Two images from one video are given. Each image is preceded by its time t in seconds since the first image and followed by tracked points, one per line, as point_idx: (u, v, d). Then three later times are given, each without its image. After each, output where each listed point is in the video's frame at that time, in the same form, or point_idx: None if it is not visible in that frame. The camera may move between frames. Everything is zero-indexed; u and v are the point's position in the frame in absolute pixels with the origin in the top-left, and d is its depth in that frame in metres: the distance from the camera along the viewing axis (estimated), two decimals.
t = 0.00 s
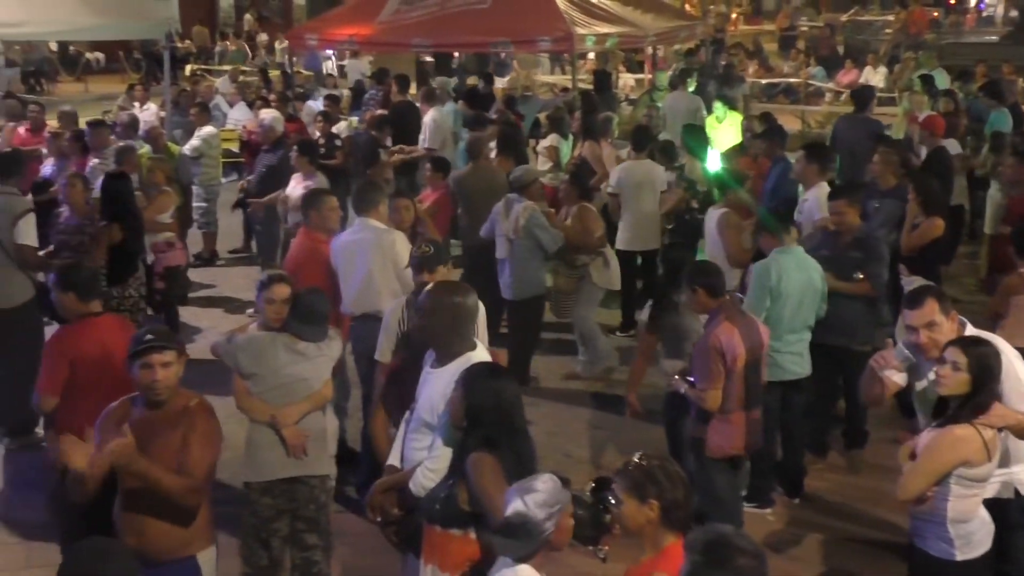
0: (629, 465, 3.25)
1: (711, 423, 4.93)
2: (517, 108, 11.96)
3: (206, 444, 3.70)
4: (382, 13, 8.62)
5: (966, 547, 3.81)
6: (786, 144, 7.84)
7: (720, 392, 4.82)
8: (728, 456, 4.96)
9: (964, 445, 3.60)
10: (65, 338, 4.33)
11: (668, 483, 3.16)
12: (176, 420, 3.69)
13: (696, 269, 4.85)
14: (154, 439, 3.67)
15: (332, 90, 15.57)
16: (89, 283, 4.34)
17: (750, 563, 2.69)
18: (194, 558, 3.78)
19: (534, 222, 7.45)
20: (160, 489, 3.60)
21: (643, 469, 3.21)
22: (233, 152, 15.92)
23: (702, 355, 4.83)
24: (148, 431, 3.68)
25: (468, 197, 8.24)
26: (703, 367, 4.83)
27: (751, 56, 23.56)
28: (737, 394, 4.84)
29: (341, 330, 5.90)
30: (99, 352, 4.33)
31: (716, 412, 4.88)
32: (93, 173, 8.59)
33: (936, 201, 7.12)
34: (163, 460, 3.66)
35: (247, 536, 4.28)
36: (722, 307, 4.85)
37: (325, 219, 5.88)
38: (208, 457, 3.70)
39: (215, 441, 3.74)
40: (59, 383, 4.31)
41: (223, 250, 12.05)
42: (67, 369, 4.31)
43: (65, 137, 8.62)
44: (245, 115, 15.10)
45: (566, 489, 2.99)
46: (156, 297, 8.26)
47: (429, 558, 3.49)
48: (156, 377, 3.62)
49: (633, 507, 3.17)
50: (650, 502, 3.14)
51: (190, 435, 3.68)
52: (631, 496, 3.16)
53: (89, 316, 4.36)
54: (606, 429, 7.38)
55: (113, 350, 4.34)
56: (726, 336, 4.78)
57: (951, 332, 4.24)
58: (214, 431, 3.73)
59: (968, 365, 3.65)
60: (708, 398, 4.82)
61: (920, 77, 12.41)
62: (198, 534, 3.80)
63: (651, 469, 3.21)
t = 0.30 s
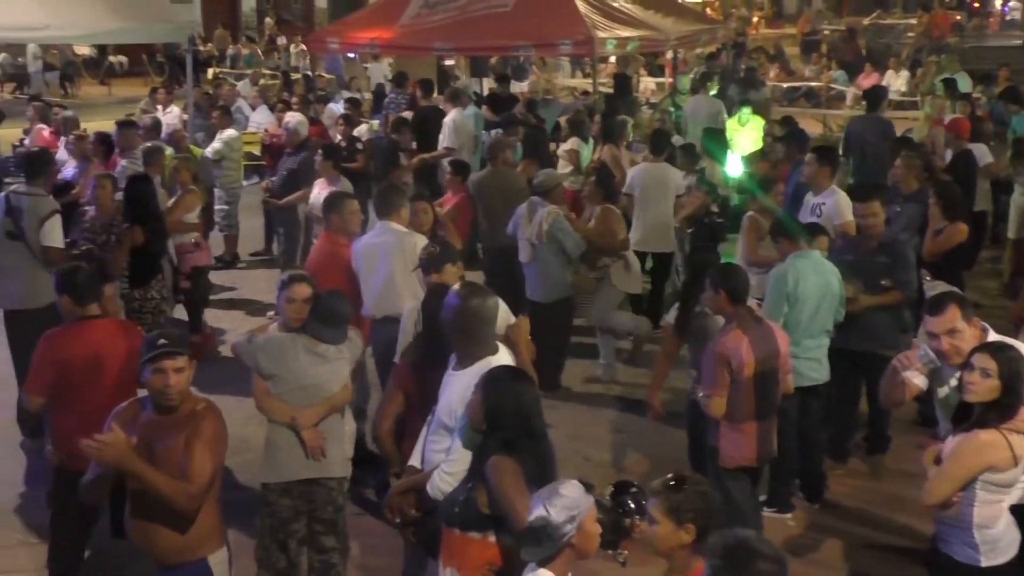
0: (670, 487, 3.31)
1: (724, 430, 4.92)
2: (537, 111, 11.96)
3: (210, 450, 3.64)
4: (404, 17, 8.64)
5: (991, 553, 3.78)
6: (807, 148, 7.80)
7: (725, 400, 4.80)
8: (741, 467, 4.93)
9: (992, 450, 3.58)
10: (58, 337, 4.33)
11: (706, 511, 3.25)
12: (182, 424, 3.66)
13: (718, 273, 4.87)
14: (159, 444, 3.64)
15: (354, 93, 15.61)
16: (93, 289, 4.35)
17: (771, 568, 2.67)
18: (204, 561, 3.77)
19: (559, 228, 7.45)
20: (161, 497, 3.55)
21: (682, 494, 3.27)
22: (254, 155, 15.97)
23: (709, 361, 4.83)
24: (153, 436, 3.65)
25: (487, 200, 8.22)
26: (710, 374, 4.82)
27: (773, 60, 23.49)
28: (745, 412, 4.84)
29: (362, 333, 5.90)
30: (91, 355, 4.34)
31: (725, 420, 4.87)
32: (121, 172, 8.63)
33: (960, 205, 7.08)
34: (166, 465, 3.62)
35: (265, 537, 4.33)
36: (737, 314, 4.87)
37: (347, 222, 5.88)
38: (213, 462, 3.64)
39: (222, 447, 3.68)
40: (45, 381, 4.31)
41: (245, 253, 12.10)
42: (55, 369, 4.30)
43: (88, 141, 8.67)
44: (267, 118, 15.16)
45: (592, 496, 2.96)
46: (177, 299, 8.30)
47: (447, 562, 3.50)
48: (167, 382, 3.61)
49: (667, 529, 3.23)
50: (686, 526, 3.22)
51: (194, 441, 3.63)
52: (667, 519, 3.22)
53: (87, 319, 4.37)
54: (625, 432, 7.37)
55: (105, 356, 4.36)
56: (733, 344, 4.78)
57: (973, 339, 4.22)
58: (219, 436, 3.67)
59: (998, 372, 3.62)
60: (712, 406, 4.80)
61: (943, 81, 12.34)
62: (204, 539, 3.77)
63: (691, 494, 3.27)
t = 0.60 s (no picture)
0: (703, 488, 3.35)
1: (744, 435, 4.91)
2: (551, 115, 11.96)
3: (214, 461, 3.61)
4: (417, 21, 8.67)
5: (1015, 564, 3.71)
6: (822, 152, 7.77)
7: (751, 405, 4.77)
8: (761, 471, 4.91)
9: (1016, 459, 3.55)
10: (52, 338, 4.24)
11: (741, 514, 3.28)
12: (182, 434, 3.59)
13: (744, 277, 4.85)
14: (159, 455, 3.57)
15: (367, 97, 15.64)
16: (93, 296, 4.24)
17: None
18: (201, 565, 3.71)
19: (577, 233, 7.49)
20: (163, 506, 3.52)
21: (719, 496, 3.30)
22: (268, 159, 16.02)
23: (733, 366, 4.78)
24: (153, 447, 3.58)
25: (500, 204, 8.22)
26: (734, 377, 4.77)
27: (787, 63, 23.45)
28: (769, 410, 4.81)
29: (374, 338, 5.89)
30: (80, 360, 4.21)
31: (746, 424, 4.85)
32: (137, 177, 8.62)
33: (977, 209, 7.04)
34: (168, 476, 3.57)
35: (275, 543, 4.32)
36: (763, 319, 4.84)
37: (360, 226, 5.87)
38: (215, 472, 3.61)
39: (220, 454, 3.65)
40: (29, 380, 4.21)
41: (258, 257, 12.13)
42: (41, 371, 4.20)
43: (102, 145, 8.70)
44: (281, 122, 15.20)
45: (588, 501, 2.98)
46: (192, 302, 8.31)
47: (460, 566, 3.49)
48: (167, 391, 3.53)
49: (704, 531, 3.26)
50: (724, 527, 3.26)
51: (196, 451, 3.58)
52: (705, 521, 3.25)
53: (86, 324, 4.26)
54: (638, 438, 7.34)
55: (95, 363, 4.22)
56: (759, 349, 4.73)
57: (994, 344, 4.20)
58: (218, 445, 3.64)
59: (1021, 380, 3.61)
60: (736, 410, 4.77)
61: (958, 85, 12.30)
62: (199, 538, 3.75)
63: (727, 497, 3.30)
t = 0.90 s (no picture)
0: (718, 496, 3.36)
1: (768, 438, 4.84)
2: (564, 119, 11.97)
3: (216, 453, 3.61)
4: (430, 25, 8.71)
5: None
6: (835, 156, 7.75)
7: (780, 407, 4.71)
8: (787, 472, 4.85)
9: None
10: (56, 336, 4.30)
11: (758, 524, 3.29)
12: (181, 428, 3.58)
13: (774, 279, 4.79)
14: (159, 450, 3.57)
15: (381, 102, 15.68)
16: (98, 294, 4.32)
17: None
18: (207, 562, 3.71)
19: (591, 232, 7.51)
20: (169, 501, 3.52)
21: (737, 505, 3.31)
22: (282, 163, 16.06)
23: (761, 368, 4.72)
24: (155, 442, 3.59)
25: (515, 210, 8.25)
26: (763, 381, 4.71)
27: (800, 68, 23.41)
28: (798, 413, 4.74)
29: (386, 343, 5.90)
30: (81, 355, 4.25)
31: (776, 426, 4.77)
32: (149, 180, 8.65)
33: (992, 213, 7.01)
34: (170, 471, 3.56)
35: (278, 544, 4.34)
36: (790, 321, 4.77)
37: (373, 230, 5.90)
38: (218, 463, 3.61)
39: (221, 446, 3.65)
40: (32, 378, 4.26)
41: (271, 260, 12.16)
42: (41, 367, 4.25)
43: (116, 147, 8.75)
44: (294, 126, 15.25)
45: (595, 522, 2.91)
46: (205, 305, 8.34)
47: (470, 569, 3.50)
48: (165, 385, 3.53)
49: (718, 541, 3.28)
50: (736, 539, 3.27)
51: (196, 445, 3.57)
52: (718, 531, 3.28)
53: (90, 322, 4.33)
54: (650, 442, 7.33)
55: (97, 357, 4.25)
56: (789, 352, 4.66)
57: (1016, 346, 4.13)
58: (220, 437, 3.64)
59: None
60: (765, 413, 4.73)
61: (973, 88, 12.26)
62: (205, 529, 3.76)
63: (744, 506, 3.31)
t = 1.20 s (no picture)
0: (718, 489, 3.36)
1: (801, 442, 4.76)
2: (579, 121, 11.96)
3: (230, 456, 3.60)
4: (444, 28, 8.72)
5: None
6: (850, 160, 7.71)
7: (813, 409, 4.66)
8: (814, 475, 4.79)
9: None
10: (72, 342, 4.34)
11: (751, 516, 3.27)
12: (194, 434, 3.58)
13: (802, 281, 4.73)
14: (172, 456, 3.58)
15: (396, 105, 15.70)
16: (115, 300, 4.34)
17: None
18: (228, 565, 3.71)
19: (603, 234, 7.51)
20: (183, 506, 3.52)
21: (734, 495, 3.32)
22: (296, 165, 16.09)
23: (795, 371, 4.67)
24: (167, 449, 3.59)
25: (532, 213, 8.25)
26: (794, 385, 4.68)
27: (815, 71, 23.35)
28: (826, 415, 4.69)
29: (399, 346, 5.93)
30: (94, 360, 4.27)
31: (806, 428, 4.71)
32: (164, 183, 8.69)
33: (1010, 216, 6.96)
34: (185, 476, 3.57)
35: (283, 547, 4.32)
36: (819, 323, 4.73)
37: (387, 233, 5.91)
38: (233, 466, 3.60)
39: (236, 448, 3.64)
40: (48, 385, 4.30)
41: (286, 262, 12.19)
42: (56, 374, 4.29)
43: (132, 149, 8.79)
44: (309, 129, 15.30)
45: (610, 527, 2.86)
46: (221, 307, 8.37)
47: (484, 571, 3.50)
48: (171, 390, 3.55)
49: (709, 528, 3.27)
50: (726, 529, 3.25)
51: (209, 450, 3.56)
52: (709, 518, 3.27)
53: (107, 327, 4.34)
54: (664, 445, 7.32)
55: (109, 362, 4.27)
56: (820, 352, 4.63)
57: None
58: (234, 440, 3.63)
59: None
60: (797, 415, 4.68)
61: (990, 91, 12.20)
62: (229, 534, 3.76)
63: (738, 497, 3.31)
